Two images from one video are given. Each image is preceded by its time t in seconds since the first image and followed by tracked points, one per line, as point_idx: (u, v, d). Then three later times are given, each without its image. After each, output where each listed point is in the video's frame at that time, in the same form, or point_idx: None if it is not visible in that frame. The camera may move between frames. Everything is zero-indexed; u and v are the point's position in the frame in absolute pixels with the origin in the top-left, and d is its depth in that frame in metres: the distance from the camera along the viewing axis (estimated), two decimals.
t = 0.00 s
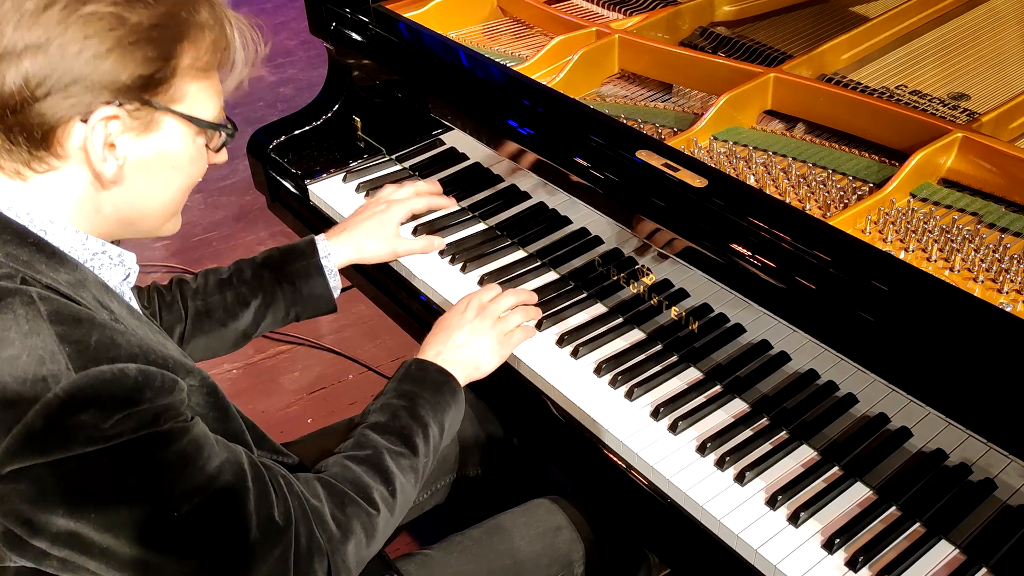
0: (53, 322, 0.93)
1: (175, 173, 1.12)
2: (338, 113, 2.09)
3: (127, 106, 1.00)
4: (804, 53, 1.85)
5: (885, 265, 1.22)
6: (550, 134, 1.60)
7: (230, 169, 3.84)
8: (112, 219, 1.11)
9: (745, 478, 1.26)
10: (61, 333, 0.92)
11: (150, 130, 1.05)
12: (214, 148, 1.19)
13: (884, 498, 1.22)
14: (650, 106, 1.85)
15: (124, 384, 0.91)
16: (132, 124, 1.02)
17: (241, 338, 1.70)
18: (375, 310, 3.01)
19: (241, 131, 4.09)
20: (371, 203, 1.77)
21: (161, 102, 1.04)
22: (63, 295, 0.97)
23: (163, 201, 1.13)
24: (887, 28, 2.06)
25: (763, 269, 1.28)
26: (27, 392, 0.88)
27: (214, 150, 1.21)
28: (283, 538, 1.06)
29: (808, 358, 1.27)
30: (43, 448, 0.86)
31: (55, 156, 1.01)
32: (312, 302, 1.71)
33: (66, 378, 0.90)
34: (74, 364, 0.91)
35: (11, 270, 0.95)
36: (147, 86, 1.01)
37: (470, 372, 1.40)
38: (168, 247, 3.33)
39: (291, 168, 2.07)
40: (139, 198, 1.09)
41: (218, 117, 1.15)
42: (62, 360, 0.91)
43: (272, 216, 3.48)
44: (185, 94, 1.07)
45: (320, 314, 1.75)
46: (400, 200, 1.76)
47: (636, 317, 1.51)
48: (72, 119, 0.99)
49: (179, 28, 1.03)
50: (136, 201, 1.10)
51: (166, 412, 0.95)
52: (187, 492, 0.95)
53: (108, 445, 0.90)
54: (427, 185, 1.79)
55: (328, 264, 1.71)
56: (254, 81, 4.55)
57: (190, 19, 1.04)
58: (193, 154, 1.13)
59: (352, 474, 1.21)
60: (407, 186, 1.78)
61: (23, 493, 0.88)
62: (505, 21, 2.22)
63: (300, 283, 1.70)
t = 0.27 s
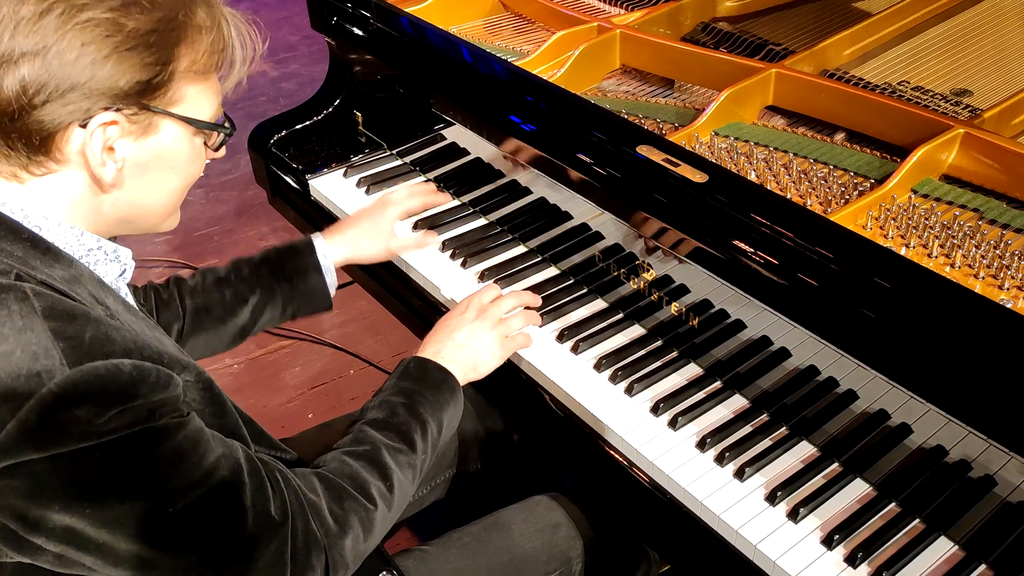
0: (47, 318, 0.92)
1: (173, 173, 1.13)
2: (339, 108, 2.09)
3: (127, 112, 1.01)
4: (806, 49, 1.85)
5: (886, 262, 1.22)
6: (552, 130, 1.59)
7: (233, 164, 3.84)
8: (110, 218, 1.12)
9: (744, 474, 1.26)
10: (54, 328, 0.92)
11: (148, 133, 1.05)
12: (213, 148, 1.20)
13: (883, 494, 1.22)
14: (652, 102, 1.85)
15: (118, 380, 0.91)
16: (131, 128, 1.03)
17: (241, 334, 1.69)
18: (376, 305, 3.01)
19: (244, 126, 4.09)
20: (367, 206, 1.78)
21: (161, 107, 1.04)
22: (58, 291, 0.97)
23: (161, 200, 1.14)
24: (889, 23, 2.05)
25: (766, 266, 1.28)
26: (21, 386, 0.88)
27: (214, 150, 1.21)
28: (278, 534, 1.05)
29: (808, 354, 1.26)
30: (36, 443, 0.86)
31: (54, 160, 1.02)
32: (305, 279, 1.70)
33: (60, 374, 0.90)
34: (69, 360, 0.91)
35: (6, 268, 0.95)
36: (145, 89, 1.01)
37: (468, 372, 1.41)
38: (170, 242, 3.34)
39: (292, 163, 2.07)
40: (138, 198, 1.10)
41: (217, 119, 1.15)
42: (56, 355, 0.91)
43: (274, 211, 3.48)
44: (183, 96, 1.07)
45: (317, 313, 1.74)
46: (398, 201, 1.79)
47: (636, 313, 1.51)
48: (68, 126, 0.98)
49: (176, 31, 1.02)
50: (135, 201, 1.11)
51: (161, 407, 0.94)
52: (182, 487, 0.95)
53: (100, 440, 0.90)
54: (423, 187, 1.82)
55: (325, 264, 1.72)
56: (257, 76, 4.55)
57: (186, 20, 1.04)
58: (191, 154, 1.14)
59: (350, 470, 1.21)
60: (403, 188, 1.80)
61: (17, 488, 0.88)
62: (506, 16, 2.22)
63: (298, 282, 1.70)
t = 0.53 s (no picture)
0: (48, 318, 0.92)
1: (167, 166, 1.12)
2: (340, 103, 2.09)
3: (115, 103, 1.00)
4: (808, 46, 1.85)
5: (887, 259, 1.22)
6: (555, 126, 1.60)
7: (235, 159, 3.84)
8: (106, 213, 1.12)
9: (744, 471, 1.26)
10: (55, 328, 0.92)
11: (138, 125, 1.04)
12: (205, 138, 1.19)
13: (883, 492, 1.23)
14: (654, 98, 1.85)
15: (120, 380, 0.90)
16: (120, 120, 1.02)
17: (241, 330, 1.73)
18: (377, 300, 3.01)
19: (246, 120, 4.09)
20: (363, 208, 1.81)
21: (150, 97, 1.03)
22: (59, 289, 0.97)
23: (156, 195, 1.13)
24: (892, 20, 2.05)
25: (768, 264, 1.28)
26: (22, 388, 0.87)
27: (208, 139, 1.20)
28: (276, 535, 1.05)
29: (808, 352, 1.26)
30: (38, 445, 0.86)
31: (44, 154, 1.01)
32: (303, 275, 1.74)
33: (62, 375, 0.89)
34: (70, 360, 0.91)
35: (6, 265, 0.95)
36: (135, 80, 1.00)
37: (465, 369, 1.43)
38: (173, 237, 3.34)
39: (294, 158, 2.07)
40: (132, 192, 1.10)
41: (209, 109, 1.14)
42: (57, 355, 0.91)
43: (276, 206, 3.48)
44: (173, 87, 1.06)
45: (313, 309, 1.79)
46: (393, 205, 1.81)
47: (636, 309, 1.51)
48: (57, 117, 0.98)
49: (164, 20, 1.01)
50: (128, 196, 1.10)
51: (163, 407, 0.94)
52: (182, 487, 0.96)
53: (103, 440, 0.89)
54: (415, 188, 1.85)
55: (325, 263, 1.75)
56: (259, 70, 4.55)
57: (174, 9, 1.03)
58: (184, 145, 1.13)
59: (351, 469, 1.21)
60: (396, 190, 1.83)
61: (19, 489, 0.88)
62: (508, 12, 2.22)
63: (297, 279, 1.74)
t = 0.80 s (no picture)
0: (38, 318, 0.90)
1: (143, 153, 1.07)
2: (341, 97, 2.08)
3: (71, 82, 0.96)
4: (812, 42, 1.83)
5: (890, 258, 1.21)
6: (558, 121, 1.59)
7: (237, 153, 3.83)
8: (88, 202, 1.08)
9: (743, 469, 1.25)
10: (46, 330, 0.90)
11: (102, 107, 1.00)
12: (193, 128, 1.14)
13: (884, 491, 1.21)
14: (657, 93, 1.84)
15: (111, 382, 0.88)
16: (80, 101, 0.98)
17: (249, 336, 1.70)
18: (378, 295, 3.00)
19: (249, 115, 4.08)
20: (388, 225, 1.73)
21: (111, 78, 0.99)
22: (53, 286, 0.95)
23: (137, 183, 1.09)
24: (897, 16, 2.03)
25: (771, 261, 1.26)
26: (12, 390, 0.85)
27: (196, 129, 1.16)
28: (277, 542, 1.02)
29: (810, 350, 1.26)
30: (26, 450, 0.83)
31: (8, 138, 0.98)
32: (316, 285, 1.69)
33: (51, 377, 0.87)
34: (59, 363, 0.89)
35: None
36: (98, 57, 0.96)
37: (481, 366, 1.37)
38: (174, 231, 3.33)
39: (294, 152, 2.06)
40: (108, 179, 1.06)
41: (190, 93, 1.10)
42: (47, 358, 0.88)
43: (277, 200, 3.47)
44: (140, 64, 1.01)
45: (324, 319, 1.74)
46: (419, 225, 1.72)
47: (636, 306, 1.50)
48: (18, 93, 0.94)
49: None
50: (104, 183, 1.06)
51: (157, 408, 0.92)
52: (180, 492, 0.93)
53: (95, 445, 0.87)
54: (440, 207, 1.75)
55: (340, 273, 1.70)
56: (262, 65, 4.54)
57: None
58: (161, 132, 1.08)
59: (357, 472, 1.19)
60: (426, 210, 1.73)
61: (9, 493, 0.85)
62: (511, 6, 2.20)
63: (309, 289, 1.69)
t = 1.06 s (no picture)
0: (62, 321, 0.84)
1: (193, 158, 1.02)
2: (342, 96, 2.09)
3: (131, 84, 0.89)
4: (814, 42, 1.84)
5: (893, 261, 1.19)
6: (562, 123, 1.58)
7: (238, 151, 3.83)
8: (133, 207, 1.03)
9: (740, 471, 1.24)
10: (69, 333, 0.83)
11: (161, 113, 0.94)
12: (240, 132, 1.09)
13: (882, 495, 1.20)
14: (657, 93, 1.83)
15: (133, 392, 0.82)
16: (139, 104, 0.92)
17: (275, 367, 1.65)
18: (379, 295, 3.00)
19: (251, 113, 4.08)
20: (421, 263, 1.65)
21: (168, 80, 0.92)
22: (80, 289, 0.89)
23: (184, 189, 1.04)
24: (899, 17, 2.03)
25: (773, 265, 1.25)
26: (28, 399, 0.79)
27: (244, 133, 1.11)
28: None
29: (809, 352, 1.25)
30: (41, 461, 0.77)
31: (60, 138, 0.92)
32: (344, 325, 1.64)
33: (73, 385, 0.80)
34: (81, 369, 0.82)
35: (27, 262, 0.88)
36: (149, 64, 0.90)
37: (562, 423, 1.29)
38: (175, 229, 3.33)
39: (295, 150, 2.06)
40: (156, 185, 1.01)
41: (241, 96, 1.04)
42: (69, 363, 0.81)
43: (278, 199, 3.47)
44: (196, 70, 0.96)
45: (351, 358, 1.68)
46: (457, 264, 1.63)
47: (636, 306, 1.50)
48: (74, 94, 0.89)
49: None
50: (150, 188, 1.01)
51: (183, 420, 0.86)
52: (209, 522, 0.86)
53: (114, 457, 0.80)
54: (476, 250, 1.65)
55: (371, 315, 1.65)
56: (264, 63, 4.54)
57: None
58: (212, 135, 1.03)
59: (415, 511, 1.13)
60: (461, 248, 1.64)
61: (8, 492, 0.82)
62: (512, 5, 2.20)
63: (338, 328, 1.65)
